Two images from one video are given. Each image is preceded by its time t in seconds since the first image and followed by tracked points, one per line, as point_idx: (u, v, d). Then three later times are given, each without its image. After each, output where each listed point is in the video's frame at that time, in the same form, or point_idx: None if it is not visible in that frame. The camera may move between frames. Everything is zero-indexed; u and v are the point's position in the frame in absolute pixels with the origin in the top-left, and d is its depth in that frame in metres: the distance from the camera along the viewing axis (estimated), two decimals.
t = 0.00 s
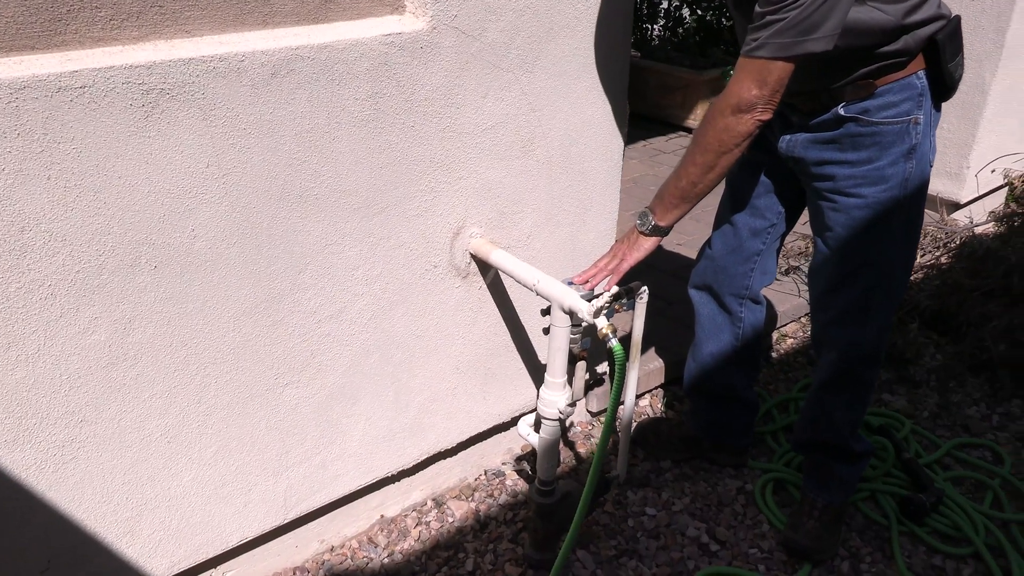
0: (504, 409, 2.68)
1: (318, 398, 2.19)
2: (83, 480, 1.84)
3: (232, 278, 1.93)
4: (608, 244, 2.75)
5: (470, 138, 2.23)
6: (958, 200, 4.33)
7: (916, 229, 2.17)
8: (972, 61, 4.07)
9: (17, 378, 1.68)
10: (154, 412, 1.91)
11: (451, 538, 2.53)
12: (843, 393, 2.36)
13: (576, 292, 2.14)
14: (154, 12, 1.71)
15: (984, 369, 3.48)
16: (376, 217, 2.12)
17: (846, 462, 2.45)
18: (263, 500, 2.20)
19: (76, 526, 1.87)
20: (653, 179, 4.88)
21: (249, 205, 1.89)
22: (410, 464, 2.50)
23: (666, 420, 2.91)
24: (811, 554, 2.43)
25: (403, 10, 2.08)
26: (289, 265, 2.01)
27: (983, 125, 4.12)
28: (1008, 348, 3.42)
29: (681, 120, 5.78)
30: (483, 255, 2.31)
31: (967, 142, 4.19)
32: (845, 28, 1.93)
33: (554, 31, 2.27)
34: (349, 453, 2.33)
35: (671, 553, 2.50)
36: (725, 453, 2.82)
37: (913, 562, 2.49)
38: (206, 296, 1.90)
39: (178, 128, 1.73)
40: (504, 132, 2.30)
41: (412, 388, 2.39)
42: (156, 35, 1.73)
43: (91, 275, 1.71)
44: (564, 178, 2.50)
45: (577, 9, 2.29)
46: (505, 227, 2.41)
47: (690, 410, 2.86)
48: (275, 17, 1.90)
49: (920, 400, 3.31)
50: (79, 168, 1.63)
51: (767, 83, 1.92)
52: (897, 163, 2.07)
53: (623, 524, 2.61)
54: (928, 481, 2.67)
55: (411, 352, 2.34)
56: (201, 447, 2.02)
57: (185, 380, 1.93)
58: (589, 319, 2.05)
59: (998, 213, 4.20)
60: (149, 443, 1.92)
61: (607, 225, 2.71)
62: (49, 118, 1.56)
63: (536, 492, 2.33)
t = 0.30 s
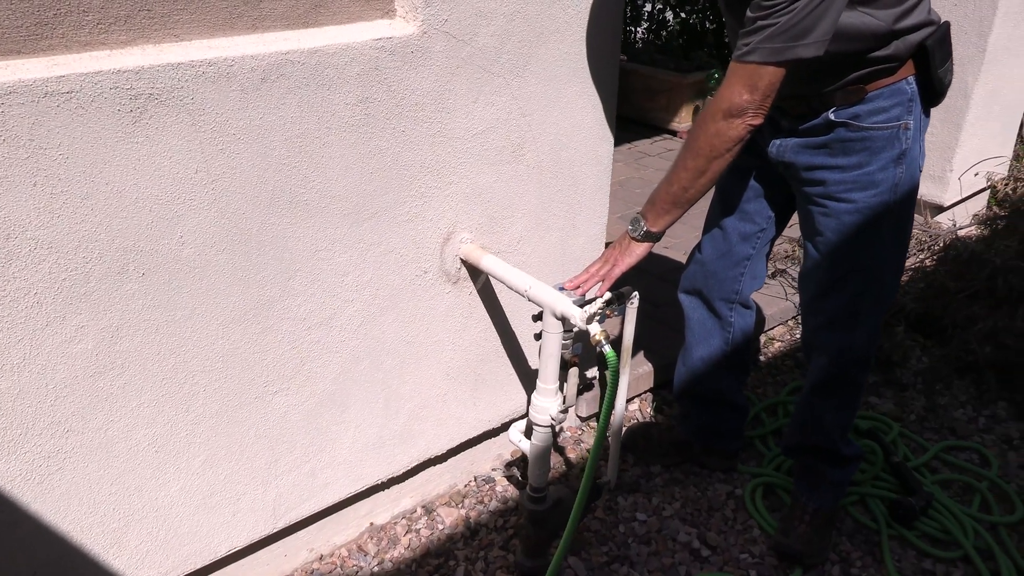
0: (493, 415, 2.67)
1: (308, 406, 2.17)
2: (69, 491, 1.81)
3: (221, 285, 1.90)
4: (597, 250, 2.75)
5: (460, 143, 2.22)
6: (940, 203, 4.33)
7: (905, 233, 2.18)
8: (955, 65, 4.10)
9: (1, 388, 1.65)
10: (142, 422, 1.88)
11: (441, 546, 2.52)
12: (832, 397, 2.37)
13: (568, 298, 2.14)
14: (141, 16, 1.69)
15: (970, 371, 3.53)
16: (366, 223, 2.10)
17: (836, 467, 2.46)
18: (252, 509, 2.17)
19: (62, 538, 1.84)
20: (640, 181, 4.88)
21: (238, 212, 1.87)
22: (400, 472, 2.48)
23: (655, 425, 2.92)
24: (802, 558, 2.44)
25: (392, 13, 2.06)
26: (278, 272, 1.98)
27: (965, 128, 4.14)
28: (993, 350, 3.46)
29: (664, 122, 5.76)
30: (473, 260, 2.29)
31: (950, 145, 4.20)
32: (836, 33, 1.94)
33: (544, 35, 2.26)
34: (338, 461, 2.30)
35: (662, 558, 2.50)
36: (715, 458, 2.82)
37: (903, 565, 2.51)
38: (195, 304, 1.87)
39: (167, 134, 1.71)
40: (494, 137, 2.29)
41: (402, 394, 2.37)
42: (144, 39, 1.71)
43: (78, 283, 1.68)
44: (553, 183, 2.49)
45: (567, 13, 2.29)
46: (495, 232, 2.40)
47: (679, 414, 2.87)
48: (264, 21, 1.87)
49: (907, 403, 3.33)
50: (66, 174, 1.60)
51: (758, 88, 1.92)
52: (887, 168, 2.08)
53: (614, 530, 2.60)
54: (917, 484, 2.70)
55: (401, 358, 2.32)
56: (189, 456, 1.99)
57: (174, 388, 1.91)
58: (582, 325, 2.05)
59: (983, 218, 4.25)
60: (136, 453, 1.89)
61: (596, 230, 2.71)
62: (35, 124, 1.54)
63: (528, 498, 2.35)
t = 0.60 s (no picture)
0: (492, 422, 2.65)
1: (307, 413, 2.15)
2: (65, 501, 1.79)
3: (221, 291, 1.88)
4: (596, 256, 2.74)
5: (461, 149, 2.20)
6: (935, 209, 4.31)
7: (906, 242, 2.18)
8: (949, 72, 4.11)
9: None
10: (139, 430, 1.86)
11: (440, 554, 2.50)
12: (833, 404, 2.36)
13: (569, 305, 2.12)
14: (141, 20, 1.67)
15: (965, 378, 3.53)
16: (366, 229, 2.08)
17: (835, 474, 2.46)
18: (250, 518, 2.15)
19: (58, 548, 1.81)
20: (634, 186, 4.87)
21: (238, 217, 1.85)
22: (398, 480, 2.46)
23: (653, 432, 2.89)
24: (801, 567, 2.44)
25: (394, 19, 2.04)
26: (278, 279, 1.96)
27: (960, 135, 4.15)
28: (988, 357, 3.47)
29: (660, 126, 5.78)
30: (473, 267, 2.28)
31: (945, 152, 4.22)
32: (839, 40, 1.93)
33: (545, 41, 2.25)
34: (337, 468, 2.28)
35: (661, 566, 2.49)
36: (713, 465, 2.81)
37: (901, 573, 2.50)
38: (193, 311, 1.85)
39: (167, 139, 1.69)
40: (495, 143, 2.27)
41: (401, 401, 2.35)
42: (144, 43, 1.69)
43: (76, 289, 1.66)
44: (553, 189, 2.48)
45: (568, 19, 2.27)
46: (495, 239, 2.39)
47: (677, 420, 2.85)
48: (265, 25, 1.85)
49: (902, 409, 3.34)
50: (64, 179, 1.58)
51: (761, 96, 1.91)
52: (889, 177, 2.08)
53: (612, 537, 2.59)
54: (914, 491, 2.70)
55: (400, 365, 2.30)
56: (187, 465, 1.97)
57: (172, 396, 1.88)
58: (584, 333, 2.05)
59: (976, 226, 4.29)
60: (133, 462, 1.87)
61: (595, 236, 2.70)
62: (33, 129, 1.51)
63: (527, 506, 2.33)
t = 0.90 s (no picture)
0: (492, 441, 2.63)
1: (308, 434, 2.13)
2: (64, 526, 1.76)
3: (223, 312, 1.87)
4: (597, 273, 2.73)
5: (464, 168, 2.19)
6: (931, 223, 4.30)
7: (909, 262, 2.19)
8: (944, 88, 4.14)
9: None
10: (140, 453, 1.83)
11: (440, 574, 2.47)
12: (836, 424, 2.36)
13: (571, 324, 2.11)
14: (146, 40, 1.66)
15: (963, 394, 3.51)
16: (369, 249, 2.07)
17: (837, 494, 2.45)
18: (250, 540, 2.12)
19: (56, 573, 1.78)
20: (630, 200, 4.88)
21: (241, 238, 1.84)
22: (399, 500, 2.44)
23: (654, 450, 2.92)
24: None
25: (398, 37, 2.03)
26: (280, 299, 1.95)
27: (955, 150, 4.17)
28: (984, 373, 3.48)
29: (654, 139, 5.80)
30: (475, 285, 2.26)
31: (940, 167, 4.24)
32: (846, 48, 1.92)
33: (548, 59, 2.25)
34: (337, 488, 2.26)
35: None
36: (714, 483, 2.80)
37: None
38: (196, 332, 1.83)
39: (171, 159, 1.68)
40: (498, 162, 2.27)
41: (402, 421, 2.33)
42: (149, 63, 1.68)
43: (78, 312, 1.64)
44: (555, 207, 2.47)
45: (571, 37, 2.27)
46: (497, 257, 2.38)
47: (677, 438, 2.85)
48: (269, 44, 1.83)
49: (900, 425, 3.34)
50: (68, 201, 1.56)
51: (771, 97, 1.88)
52: (894, 197, 2.08)
53: (613, 557, 2.58)
54: (915, 510, 2.70)
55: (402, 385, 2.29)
56: (187, 487, 1.94)
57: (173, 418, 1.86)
58: (587, 354, 2.04)
59: (973, 239, 4.29)
60: (134, 485, 1.84)
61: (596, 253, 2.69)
62: (37, 150, 1.50)
63: (529, 528, 2.36)
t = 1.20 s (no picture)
0: (478, 514, 2.61)
1: (290, 514, 2.10)
2: None
3: (207, 394, 1.86)
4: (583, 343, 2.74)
5: (450, 244, 2.22)
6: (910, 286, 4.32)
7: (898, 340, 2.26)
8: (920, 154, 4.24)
9: None
10: (119, 537, 1.80)
11: None
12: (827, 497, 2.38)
13: (554, 401, 2.15)
14: (137, 127, 1.68)
15: (946, 457, 3.51)
16: (355, 327, 2.08)
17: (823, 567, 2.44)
18: None
19: None
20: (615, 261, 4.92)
21: (227, 319, 1.84)
22: None
23: (639, 520, 2.94)
24: None
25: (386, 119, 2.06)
26: (265, 379, 1.95)
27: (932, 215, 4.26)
28: (967, 437, 3.50)
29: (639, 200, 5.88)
30: (462, 361, 2.27)
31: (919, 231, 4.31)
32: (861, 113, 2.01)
33: (533, 137, 2.29)
34: (320, 567, 2.22)
35: None
36: (701, 555, 2.78)
37: None
38: (179, 414, 1.82)
39: (158, 244, 1.69)
40: (484, 238, 2.29)
41: (386, 497, 2.31)
42: (138, 149, 1.70)
43: (60, 397, 1.63)
44: (541, 280, 2.50)
45: (556, 116, 2.32)
46: (482, 331, 2.39)
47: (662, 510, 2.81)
48: (258, 129, 1.85)
49: (886, 491, 3.34)
50: (52, 288, 1.57)
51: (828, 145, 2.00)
52: (883, 278, 2.17)
53: None
54: None
55: (387, 461, 2.27)
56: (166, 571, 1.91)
57: (153, 501, 1.84)
58: (572, 433, 2.07)
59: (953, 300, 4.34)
60: (111, 571, 1.81)
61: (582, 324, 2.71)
62: (24, 239, 1.51)
63: None
